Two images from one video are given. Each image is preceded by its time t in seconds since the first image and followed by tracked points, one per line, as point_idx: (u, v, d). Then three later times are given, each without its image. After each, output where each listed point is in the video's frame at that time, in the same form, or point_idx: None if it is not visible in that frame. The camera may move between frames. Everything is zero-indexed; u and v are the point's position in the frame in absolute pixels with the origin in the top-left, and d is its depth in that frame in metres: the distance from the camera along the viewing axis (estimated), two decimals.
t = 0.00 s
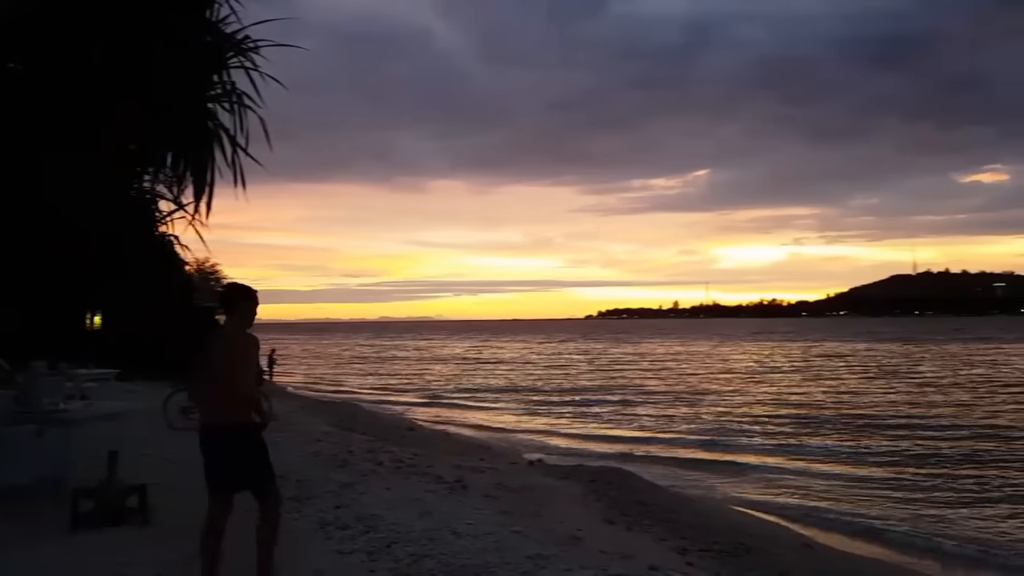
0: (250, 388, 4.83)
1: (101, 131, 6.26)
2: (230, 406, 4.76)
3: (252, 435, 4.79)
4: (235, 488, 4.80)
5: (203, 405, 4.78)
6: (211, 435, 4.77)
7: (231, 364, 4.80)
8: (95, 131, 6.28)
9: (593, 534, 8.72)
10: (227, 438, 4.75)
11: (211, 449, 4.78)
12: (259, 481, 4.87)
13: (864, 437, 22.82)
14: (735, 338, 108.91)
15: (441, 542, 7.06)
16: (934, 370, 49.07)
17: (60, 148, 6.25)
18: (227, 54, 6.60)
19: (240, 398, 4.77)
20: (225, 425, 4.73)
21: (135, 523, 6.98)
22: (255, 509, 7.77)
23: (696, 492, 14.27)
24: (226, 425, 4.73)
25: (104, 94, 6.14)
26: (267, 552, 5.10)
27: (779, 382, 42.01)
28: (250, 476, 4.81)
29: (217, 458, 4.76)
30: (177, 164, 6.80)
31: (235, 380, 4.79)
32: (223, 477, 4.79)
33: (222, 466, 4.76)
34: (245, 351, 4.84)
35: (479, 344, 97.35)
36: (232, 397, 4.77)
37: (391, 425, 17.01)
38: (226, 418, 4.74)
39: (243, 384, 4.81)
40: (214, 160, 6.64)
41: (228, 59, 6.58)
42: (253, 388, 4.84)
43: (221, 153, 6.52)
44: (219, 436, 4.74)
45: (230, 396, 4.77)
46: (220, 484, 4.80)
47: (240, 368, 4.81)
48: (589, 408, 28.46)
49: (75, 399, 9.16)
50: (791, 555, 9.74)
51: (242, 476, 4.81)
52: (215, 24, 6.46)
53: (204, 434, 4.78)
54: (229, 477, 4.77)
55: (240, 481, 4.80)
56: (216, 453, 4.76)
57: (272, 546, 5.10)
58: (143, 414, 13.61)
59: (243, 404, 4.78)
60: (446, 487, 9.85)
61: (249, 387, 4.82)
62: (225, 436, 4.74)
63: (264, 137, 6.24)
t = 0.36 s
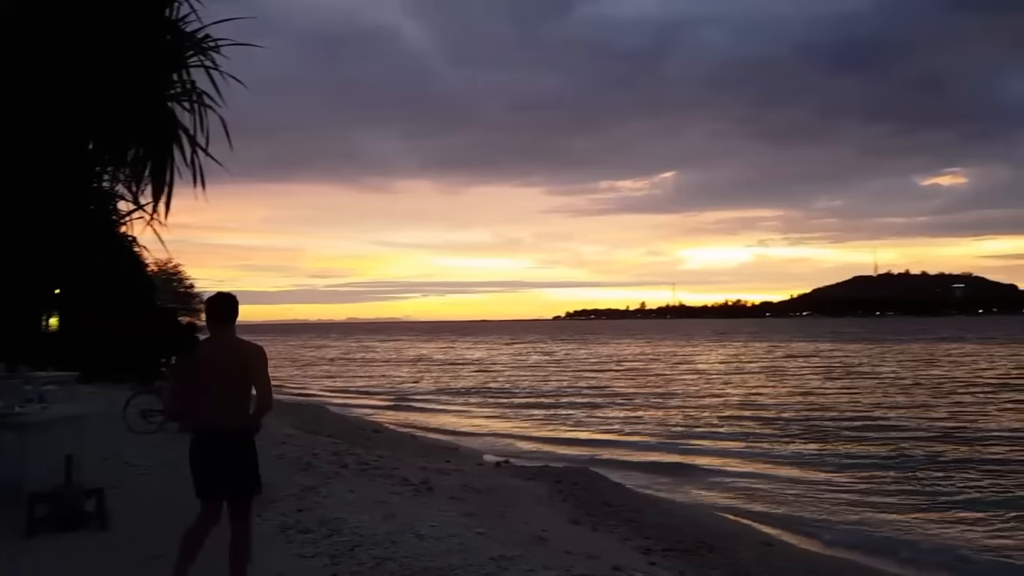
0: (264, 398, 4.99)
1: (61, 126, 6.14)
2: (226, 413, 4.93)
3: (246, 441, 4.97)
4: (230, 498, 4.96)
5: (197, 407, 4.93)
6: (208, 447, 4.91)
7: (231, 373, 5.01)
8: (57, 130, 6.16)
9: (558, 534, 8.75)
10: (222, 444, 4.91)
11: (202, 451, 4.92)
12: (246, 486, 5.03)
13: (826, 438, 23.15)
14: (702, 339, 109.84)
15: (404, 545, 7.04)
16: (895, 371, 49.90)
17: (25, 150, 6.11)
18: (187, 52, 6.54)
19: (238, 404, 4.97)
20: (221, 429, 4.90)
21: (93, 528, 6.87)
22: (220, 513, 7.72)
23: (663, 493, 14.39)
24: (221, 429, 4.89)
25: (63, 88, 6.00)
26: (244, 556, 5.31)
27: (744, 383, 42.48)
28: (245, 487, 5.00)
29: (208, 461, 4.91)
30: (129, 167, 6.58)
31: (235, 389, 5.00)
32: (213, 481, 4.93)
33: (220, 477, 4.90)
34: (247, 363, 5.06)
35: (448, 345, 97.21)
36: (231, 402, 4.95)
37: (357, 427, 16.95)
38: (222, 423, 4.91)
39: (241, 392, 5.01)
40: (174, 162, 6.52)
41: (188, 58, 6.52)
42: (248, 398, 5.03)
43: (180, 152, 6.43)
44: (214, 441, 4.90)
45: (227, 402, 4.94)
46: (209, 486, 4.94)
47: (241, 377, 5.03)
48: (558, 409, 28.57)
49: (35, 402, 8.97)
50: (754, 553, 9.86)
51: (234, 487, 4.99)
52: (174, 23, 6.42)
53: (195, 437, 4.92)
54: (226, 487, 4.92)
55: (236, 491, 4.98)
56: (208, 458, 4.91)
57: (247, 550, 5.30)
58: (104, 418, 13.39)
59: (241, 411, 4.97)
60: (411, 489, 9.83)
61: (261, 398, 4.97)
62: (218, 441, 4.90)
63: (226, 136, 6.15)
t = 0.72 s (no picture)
0: (256, 405, 5.10)
1: (21, 126, 6.11)
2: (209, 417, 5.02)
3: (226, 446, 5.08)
4: (208, 506, 5.04)
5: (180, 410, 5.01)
6: (192, 453, 4.99)
7: (216, 376, 5.07)
8: (19, 130, 6.13)
9: (527, 535, 8.79)
10: (203, 447, 5.02)
11: (182, 453, 5.02)
12: (223, 489, 5.14)
13: (795, 439, 23.43)
14: (673, 340, 110.60)
15: (371, 547, 7.04)
16: (862, 372, 50.58)
17: None
18: (150, 51, 6.43)
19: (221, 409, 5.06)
20: (203, 433, 5.00)
21: (55, 532, 6.78)
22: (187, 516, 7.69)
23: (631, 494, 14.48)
24: (202, 434, 4.99)
25: None
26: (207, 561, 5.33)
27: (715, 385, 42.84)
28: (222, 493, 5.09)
29: (188, 463, 5.02)
30: (91, 170, 6.47)
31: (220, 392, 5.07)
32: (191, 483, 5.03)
33: (203, 484, 4.99)
34: (233, 366, 5.12)
35: (421, 347, 96.99)
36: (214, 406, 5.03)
37: (328, 430, 16.88)
38: (202, 426, 5.00)
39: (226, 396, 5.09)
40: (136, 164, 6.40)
41: (150, 56, 6.42)
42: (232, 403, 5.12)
43: (142, 154, 6.32)
44: (195, 445, 5.00)
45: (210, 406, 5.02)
46: (187, 488, 5.04)
47: (226, 381, 5.10)
48: (529, 411, 28.58)
49: None
50: (720, 551, 10.00)
51: (210, 493, 5.08)
52: (137, 21, 6.29)
53: (176, 439, 5.01)
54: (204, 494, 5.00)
55: (214, 498, 5.07)
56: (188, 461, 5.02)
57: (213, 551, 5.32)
58: (69, 423, 13.20)
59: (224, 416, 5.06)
60: (380, 491, 9.81)
61: (252, 403, 5.07)
62: (201, 445, 5.01)
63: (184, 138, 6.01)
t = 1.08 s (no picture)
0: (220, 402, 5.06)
1: None
2: (171, 414, 4.98)
3: (188, 442, 5.04)
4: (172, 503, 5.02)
5: (140, 407, 4.96)
6: (153, 450, 4.95)
7: (177, 372, 5.01)
8: None
9: (493, 529, 8.80)
10: (165, 444, 4.98)
11: (143, 451, 4.98)
12: (185, 485, 5.11)
13: (761, 436, 23.67)
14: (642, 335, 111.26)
15: (335, 542, 7.01)
16: (827, 368, 51.28)
17: None
18: (110, 40, 6.30)
19: (182, 405, 5.01)
20: (164, 431, 4.96)
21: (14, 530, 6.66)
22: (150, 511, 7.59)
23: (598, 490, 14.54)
24: (164, 432, 4.95)
25: None
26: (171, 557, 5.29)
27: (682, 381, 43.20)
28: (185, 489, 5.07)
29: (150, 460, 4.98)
30: (51, 159, 6.40)
31: (181, 388, 5.02)
32: (153, 480, 5.00)
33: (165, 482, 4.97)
34: (195, 362, 5.07)
35: (390, 343, 96.57)
36: (175, 402, 4.99)
37: (294, 425, 16.76)
38: (163, 423, 4.96)
39: (187, 392, 5.05)
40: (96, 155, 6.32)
41: (111, 46, 6.28)
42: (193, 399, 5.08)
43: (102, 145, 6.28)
44: (157, 442, 4.96)
45: (171, 403, 4.98)
46: (150, 485, 5.01)
47: (188, 378, 5.05)
48: (497, 407, 28.58)
49: None
50: (684, 545, 10.07)
51: (174, 489, 5.06)
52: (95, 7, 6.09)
53: (137, 437, 4.97)
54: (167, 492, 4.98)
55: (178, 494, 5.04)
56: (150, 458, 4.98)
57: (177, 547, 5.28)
58: (29, 419, 12.96)
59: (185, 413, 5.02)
60: (345, 486, 9.76)
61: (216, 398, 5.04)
62: (163, 442, 4.97)
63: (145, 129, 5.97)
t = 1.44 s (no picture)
0: (152, 390, 4.95)
1: None
2: (102, 406, 4.87)
3: (122, 433, 4.93)
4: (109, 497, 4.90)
5: (68, 403, 4.84)
6: (86, 444, 4.84)
7: (104, 364, 4.90)
8: None
9: (436, 521, 8.77)
10: (98, 436, 4.87)
11: (76, 446, 4.86)
12: (123, 478, 4.99)
13: (702, 427, 24.03)
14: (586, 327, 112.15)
15: (275, 538, 6.90)
16: (765, 358, 52.35)
17: None
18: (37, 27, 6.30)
19: (113, 397, 4.91)
20: (96, 423, 4.85)
21: None
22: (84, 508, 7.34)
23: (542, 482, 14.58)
24: (95, 425, 4.84)
25: None
26: (115, 561, 5.16)
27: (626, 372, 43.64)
28: (122, 482, 4.95)
29: (83, 454, 4.86)
30: None
31: (111, 379, 4.90)
32: (88, 474, 4.88)
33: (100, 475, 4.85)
34: (124, 352, 4.96)
35: (333, 336, 95.54)
36: (105, 395, 4.88)
37: (234, 421, 16.46)
38: (94, 416, 4.85)
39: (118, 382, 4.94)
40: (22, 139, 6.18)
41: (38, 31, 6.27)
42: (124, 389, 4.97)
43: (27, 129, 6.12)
44: (88, 435, 4.85)
45: (101, 395, 4.87)
46: (85, 480, 4.90)
47: (117, 368, 4.93)
48: (442, 401, 28.47)
49: None
50: (627, 533, 10.20)
51: (111, 483, 4.94)
52: None
53: (68, 433, 4.85)
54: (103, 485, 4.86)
55: (114, 487, 4.93)
56: (84, 452, 4.86)
57: (121, 550, 5.14)
58: None
59: (116, 403, 4.92)
60: (285, 481, 9.63)
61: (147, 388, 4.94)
62: (95, 435, 4.86)
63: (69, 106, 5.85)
